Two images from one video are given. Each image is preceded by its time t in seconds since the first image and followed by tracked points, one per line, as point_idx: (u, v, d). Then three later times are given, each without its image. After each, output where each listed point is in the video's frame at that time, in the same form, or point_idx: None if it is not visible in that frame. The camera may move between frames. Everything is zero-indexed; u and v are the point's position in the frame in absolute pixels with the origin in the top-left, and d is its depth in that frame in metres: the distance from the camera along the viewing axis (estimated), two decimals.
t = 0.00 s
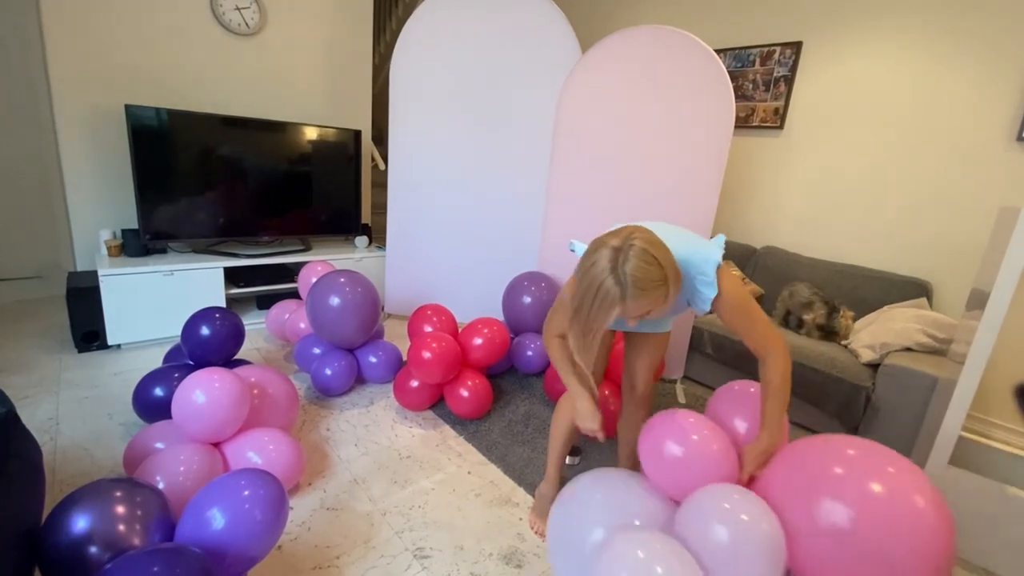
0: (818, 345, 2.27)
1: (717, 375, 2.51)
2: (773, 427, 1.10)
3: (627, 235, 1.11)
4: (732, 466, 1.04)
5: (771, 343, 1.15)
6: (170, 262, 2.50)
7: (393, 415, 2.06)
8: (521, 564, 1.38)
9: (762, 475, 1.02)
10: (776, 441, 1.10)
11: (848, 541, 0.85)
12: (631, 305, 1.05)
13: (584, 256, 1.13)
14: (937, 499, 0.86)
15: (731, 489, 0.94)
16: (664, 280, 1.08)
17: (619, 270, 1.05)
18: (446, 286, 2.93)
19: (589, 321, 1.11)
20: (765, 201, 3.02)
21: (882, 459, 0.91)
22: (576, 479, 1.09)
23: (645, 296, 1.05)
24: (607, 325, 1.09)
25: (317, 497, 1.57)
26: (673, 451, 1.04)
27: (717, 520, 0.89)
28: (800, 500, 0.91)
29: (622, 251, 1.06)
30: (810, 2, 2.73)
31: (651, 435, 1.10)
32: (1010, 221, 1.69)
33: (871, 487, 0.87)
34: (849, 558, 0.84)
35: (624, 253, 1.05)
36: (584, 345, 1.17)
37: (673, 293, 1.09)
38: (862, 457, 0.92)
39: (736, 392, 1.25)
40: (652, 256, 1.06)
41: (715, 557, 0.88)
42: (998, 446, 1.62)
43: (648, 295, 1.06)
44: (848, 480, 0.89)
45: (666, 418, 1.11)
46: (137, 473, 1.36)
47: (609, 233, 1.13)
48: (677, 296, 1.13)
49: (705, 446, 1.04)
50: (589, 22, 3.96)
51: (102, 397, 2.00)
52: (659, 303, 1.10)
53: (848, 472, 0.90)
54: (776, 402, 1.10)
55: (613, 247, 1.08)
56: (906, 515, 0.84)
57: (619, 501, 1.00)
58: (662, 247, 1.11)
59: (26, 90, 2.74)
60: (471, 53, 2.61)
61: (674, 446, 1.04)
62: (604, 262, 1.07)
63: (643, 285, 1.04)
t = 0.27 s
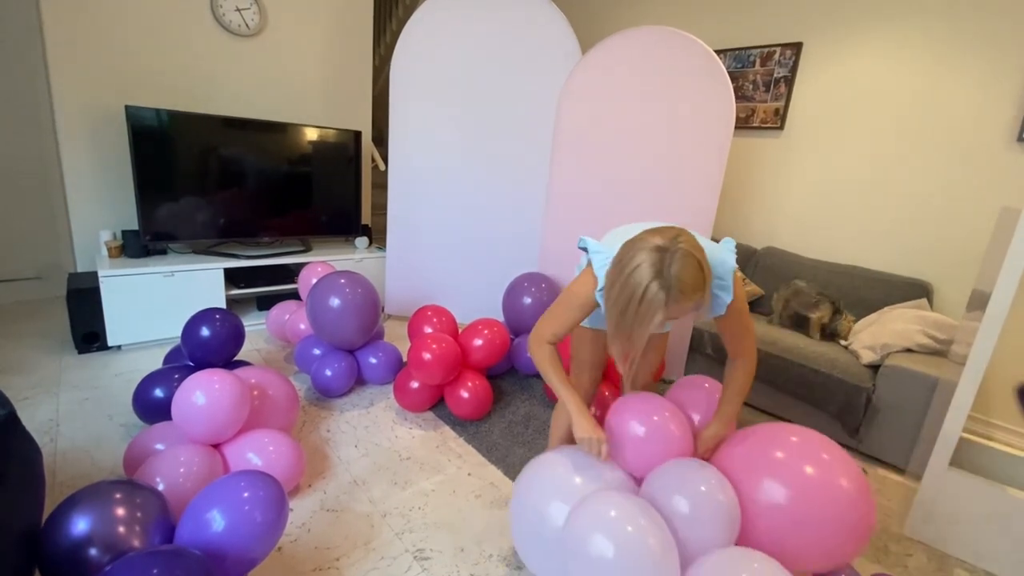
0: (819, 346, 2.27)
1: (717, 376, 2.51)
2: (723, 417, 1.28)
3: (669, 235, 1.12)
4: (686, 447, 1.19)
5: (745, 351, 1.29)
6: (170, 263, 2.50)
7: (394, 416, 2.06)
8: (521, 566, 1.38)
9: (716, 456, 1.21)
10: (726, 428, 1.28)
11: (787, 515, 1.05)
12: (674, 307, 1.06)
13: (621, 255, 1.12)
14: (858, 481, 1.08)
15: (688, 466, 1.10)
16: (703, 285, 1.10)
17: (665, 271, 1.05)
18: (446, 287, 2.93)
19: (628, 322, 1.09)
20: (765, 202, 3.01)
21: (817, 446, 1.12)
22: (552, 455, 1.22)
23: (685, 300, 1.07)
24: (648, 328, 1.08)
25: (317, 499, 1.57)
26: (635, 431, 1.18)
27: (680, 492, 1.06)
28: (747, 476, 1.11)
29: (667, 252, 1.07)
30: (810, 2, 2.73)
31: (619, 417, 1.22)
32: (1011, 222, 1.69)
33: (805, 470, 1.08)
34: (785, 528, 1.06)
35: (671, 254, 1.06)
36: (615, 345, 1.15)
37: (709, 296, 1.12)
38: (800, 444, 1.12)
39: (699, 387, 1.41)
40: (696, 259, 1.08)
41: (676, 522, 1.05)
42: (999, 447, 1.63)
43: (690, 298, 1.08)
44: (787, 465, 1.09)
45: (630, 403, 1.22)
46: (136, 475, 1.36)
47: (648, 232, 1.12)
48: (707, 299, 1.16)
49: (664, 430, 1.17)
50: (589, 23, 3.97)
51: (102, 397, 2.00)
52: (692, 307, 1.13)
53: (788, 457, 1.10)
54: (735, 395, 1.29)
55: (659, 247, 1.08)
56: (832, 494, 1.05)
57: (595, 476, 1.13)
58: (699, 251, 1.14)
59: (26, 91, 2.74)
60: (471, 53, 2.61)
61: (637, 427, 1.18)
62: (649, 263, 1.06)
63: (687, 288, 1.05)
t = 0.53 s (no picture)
0: (820, 346, 2.27)
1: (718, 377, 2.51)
2: (698, 397, 1.34)
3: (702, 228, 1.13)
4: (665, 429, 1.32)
5: (725, 340, 1.36)
6: (171, 264, 2.50)
7: (394, 417, 2.06)
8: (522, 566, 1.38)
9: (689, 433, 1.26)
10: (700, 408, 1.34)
11: (753, 494, 1.08)
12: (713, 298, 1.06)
13: (656, 245, 1.10)
14: (826, 465, 1.11)
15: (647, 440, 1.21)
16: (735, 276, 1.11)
17: (706, 261, 1.05)
18: (447, 288, 2.93)
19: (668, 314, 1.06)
20: (765, 202, 3.02)
21: (789, 429, 1.14)
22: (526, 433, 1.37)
23: (722, 290, 1.07)
24: (689, 320, 1.05)
25: (317, 499, 1.57)
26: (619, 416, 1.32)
27: (632, 466, 1.17)
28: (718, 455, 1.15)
29: (705, 243, 1.07)
30: (810, 3, 2.73)
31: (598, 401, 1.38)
32: (1011, 222, 1.69)
33: (775, 452, 1.10)
34: (752, 507, 1.09)
35: (710, 245, 1.07)
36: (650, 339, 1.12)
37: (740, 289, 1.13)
38: (773, 427, 1.15)
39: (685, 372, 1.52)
40: (731, 252, 1.09)
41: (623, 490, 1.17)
42: (999, 447, 1.63)
43: (725, 290, 1.08)
44: (759, 445, 1.12)
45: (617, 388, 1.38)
46: (137, 476, 1.36)
47: (681, 224, 1.13)
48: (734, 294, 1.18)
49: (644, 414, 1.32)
50: (589, 24, 3.97)
51: (103, 398, 2.00)
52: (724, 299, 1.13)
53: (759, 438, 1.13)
54: (707, 378, 1.36)
55: (697, 238, 1.08)
56: (798, 476, 1.07)
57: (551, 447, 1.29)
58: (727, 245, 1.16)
59: (26, 92, 2.74)
60: (472, 54, 2.61)
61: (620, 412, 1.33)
62: (689, 253, 1.06)
63: (724, 278, 1.06)
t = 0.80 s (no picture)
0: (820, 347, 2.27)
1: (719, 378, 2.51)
2: (696, 394, 1.41)
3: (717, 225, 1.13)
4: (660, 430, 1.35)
5: (723, 334, 1.36)
6: (171, 265, 2.50)
7: (394, 419, 2.06)
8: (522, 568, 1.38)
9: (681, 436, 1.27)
10: (698, 404, 1.41)
11: (743, 499, 1.08)
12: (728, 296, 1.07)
13: (672, 243, 1.10)
14: (815, 470, 1.10)
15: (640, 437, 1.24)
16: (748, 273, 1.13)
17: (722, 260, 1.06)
18: (447, 289, 2.94)
19: (684, 312, 1.08)
20: (765, 203, 3.02)
21: (778, 434, 1.14)
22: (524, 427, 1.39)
23: (737, 287, 1.08)
24: (705, 317, 1.07)
25: (318, 501, 1.57)
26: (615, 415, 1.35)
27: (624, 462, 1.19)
28: (709, 461, 1.15)
29: (721, 240, 1.08)
30: (810, 4, 2.73)
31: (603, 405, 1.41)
32: (1011, 224, 1.69)
33: (764, 457, 1.10)
34: (743, 511, 1.08)
35: (726, 243, 1.08)
36: (666, 336, 1.13)
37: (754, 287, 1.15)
38: (762, 431, 1.15)
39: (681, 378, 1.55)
40: (746, 250, 1.11)
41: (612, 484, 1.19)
42: (999, 448, 1.63)
43: (739, 288, 1.10)
44: (748, 450, 1.12)
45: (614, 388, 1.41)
46: (138, 477, 1.36)
47: (697, 221, 1.13)
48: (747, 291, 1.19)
49: (641, 413, 1.35)
50: (589, 25, 3.97)
51: (103, 400, 2.01)
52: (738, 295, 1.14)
53: (748, 442, 1.13)
54: (703, 376, 1.40)
55: (714, 235, 1.09)
56: (787, 479, 1.07)
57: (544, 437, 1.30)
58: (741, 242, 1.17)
59: (27, 95, 2.75)
60: (472, 56, 2.61)
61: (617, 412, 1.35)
62: (706, 251, 1.06)
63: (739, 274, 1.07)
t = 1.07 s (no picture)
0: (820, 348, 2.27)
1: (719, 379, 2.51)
2: (691, 398, 1.42)
3: (709, 236, 1.13)
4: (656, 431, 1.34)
5: (720, 341, 1.36)
6: (171, 266, 2.50)
7: (394, 419, 2.06)
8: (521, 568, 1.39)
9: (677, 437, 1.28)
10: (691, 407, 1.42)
11: (739, 500, 1.08)
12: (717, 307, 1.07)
13: (663, 253, 1.10)
14: (811, 473, 1.10)
15: (635, 438, 1.25)
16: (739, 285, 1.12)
17: (712, 271, 1.06)
18: (447, 290, 2.94)
19: (673, 322, 1.08)
20: (765, 204, 3.02)
21: (774, 436, 1.14)
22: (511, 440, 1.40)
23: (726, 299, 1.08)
24: (693, 328, 1.07)
25: (317, 501, 1.57)
26: (612, 416, 1.36)
27: (617, 464, 1.19)
28: (704, 463, 1.15)
29: (712, 251, 1.08)
30: (809, 5, 2.74)
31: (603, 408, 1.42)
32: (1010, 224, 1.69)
33: (760, 458, 1.10)
34: (738, 513, 1.08)
35: (716, 254, 1.08)
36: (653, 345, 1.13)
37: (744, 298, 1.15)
38: (758, 433, 1.15)
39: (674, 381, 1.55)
40: (737, 261, 1.11)
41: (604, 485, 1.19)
42: (1000, 450, 1.61)
43: (728, 299, 1.10)
44: (743, 451, 1.12)
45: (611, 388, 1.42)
46: (138, 478, 1.37)
47: (688, 232, 1.13)
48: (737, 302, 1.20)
49: (638, 414, 1.35)
50: (588, 27, 3.98)
51: (104, 401, 2.01)
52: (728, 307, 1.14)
53: (744, 444, 1.13)
54: (698, 383, 1.41)
55: (704, 246, 1.09)
56: (783, 481, 1.07)
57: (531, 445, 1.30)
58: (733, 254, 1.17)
59: (28, 96, 2.75)
60: (471, 57, 2.62)
61: (614, 413, 1.36)
62: (696, 261, 1.06)
63: (728, 287, 1.07)
